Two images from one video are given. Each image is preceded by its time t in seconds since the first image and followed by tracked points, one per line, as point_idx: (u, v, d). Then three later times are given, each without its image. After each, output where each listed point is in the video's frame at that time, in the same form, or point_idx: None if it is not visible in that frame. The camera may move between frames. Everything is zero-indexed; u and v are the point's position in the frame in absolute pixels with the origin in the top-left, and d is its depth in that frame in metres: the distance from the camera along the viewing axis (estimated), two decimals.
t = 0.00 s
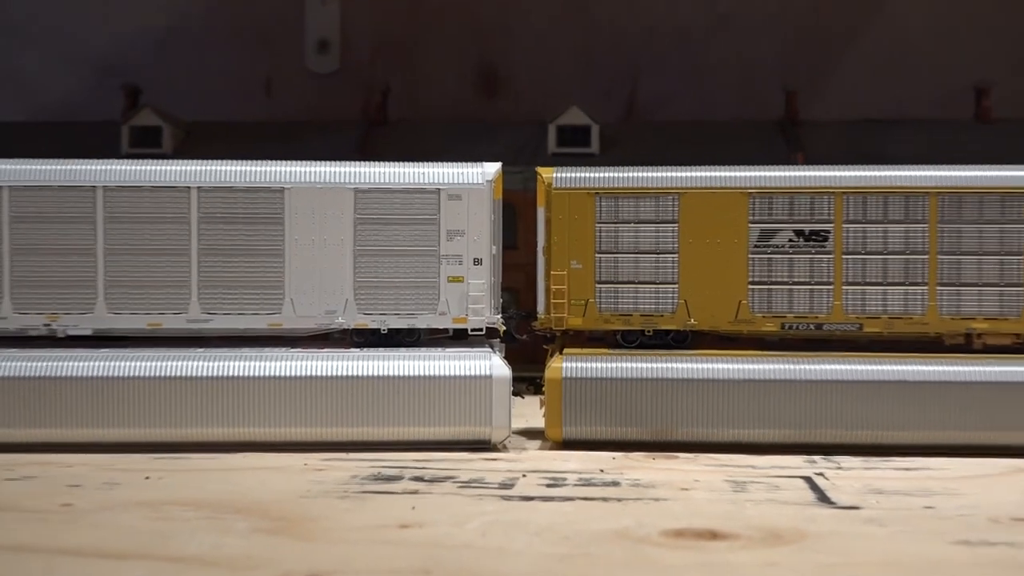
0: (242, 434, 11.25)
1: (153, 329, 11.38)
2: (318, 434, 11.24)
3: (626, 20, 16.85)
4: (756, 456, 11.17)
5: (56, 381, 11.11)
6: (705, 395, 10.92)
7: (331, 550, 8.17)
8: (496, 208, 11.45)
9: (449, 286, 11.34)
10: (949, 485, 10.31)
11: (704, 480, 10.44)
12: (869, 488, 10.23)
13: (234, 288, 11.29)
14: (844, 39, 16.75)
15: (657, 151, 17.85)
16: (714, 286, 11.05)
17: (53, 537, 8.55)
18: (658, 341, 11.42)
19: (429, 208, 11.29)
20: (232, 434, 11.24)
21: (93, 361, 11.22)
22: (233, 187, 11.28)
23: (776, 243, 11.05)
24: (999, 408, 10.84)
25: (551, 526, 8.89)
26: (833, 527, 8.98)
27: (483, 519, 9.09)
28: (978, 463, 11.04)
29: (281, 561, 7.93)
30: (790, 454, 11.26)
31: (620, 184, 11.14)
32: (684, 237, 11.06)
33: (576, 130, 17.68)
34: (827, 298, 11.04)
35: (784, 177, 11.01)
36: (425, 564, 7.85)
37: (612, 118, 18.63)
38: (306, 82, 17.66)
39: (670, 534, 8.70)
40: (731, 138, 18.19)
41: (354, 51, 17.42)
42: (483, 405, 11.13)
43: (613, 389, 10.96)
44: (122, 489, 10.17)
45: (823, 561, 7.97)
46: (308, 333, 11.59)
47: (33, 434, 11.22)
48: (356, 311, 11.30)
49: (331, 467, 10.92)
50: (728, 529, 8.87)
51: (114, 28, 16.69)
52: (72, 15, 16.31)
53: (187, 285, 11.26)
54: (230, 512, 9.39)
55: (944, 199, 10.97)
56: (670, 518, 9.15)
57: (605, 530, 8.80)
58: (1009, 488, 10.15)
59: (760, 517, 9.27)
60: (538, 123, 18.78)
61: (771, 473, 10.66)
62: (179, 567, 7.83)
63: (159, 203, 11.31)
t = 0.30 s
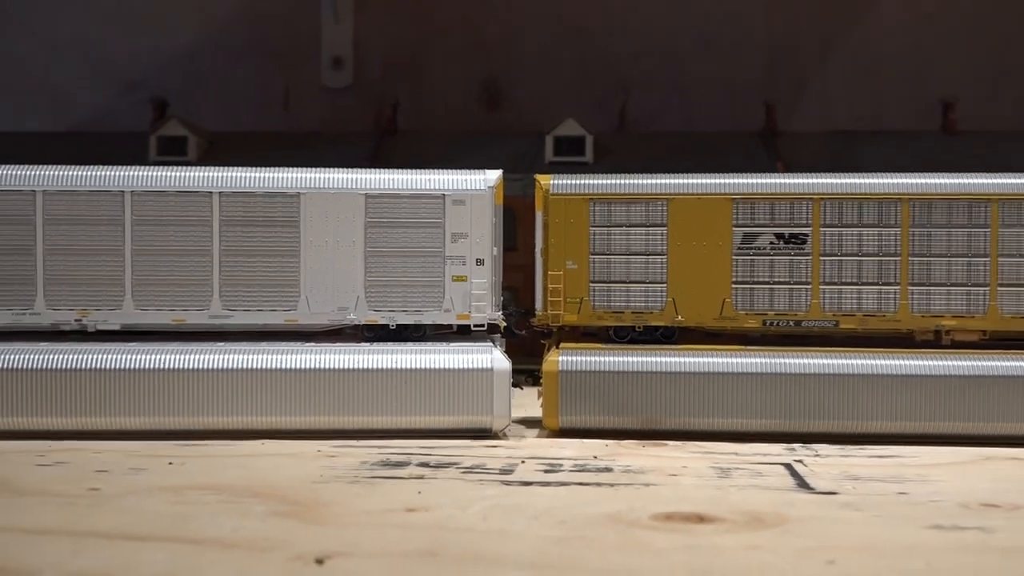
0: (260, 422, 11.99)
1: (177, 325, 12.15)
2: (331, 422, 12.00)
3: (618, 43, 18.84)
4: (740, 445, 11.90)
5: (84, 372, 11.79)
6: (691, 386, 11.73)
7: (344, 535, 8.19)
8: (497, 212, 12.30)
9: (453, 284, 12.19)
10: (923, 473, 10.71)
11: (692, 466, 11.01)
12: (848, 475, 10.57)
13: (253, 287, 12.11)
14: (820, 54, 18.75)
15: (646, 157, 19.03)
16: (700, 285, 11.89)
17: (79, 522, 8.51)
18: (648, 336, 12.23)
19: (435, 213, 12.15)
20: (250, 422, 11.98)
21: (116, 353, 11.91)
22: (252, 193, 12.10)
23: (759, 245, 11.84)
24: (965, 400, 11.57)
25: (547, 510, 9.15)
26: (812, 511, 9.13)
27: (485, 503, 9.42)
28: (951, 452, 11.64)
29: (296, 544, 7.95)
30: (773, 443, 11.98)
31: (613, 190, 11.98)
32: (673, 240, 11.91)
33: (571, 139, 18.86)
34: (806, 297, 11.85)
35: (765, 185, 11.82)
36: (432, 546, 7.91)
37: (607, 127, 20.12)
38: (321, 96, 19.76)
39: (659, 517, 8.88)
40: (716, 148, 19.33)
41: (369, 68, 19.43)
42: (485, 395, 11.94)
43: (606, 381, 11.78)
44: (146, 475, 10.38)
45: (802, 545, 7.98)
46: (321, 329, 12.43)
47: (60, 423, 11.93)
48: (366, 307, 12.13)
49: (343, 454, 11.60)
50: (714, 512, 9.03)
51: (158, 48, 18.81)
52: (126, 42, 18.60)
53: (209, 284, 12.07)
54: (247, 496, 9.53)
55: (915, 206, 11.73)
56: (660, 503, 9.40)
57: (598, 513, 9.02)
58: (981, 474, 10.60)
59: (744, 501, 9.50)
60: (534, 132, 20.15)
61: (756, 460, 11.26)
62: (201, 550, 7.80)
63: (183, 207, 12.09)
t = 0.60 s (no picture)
0: (260, 422, 11.99)
1: (177, 325, 12.16)
2: (331, 422, 12.00)
3: (618, 43, 18.85)
4: (740, 445, 11.89)
5: (85, 373, 11.79)
6: (691, 387, 11.73)
7: (344, 535, 8.19)
8: (497, 212, 12.30)
9: (453, 285, 12.21)
10: (923, 473, 10.69)
11: (692, 466, 11.00)
12: (847, 475, 10.56)
13: (253, 286, 12.12)
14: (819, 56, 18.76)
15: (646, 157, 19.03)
16: (701, 285, 11.90)
17: (78, 523, 8.50)
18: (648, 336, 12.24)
19: (435, 213, 12.16)
20: (251, 422, 11.98)
21: (116, 353, 11.91)
22: (253, 193, 12.10)
23: (759, 245, 11.85)
24: (965, 400, 11.58)
25: (548, 510, 9.16)
26: (814, 510, 9.16)
27: (485, 503, 9.42)
28: (951, 452, 11.62)
29: (296, 544, 7.96)
30: (773, 443, 11.97)
31: (613, 191, 11.99)
32: (673, 240, 11.92)
33: (571, 140, 18.86)
34: (806, 296, 11.85)
35: (765, 184, 11.82)
36: (432, 546, 7.92)
37: (606, 127, 20.10)
38: (321, 95, 19.75)
39: (660, 517, 8.88)
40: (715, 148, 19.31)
41: (369, 68, 19.43)
42: (485, 395, 11.94)
43: (607, 381, 11.78)
44: (146, 475, 10.40)
45: (802, 545, 7.97)
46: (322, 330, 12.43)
47: (61, 423, 11.93)
48: (367, 307, 12.14)
49: (343, 454, 11.59)
50: (714, 512, 9.02)
51: (159, 48, 18.83)
52: (127, 42, 18.64)
53: (210, 284, 12.07)
54: (248, 496, 9.53)
55: (915, 206, 11.74)
56: (660, 503, 9.39)
57: (598, 513, 9.03)
58: (980, 473, 10.61)
59: (744, 501, 9.48)
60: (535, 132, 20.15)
61: (756, 460, 11.25)
62: (201, 550, 7.80)
63: (183, 207, 12.09)
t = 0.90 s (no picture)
0: (261, 422, 11.99)
1: (177, 325, 12.16)
2: (332, 422, 12.00)
3: (618, 43, 18.85)
4: (740, 445, 11.89)
5: (85, 373, 11.79)
6: (691, 387, 11.73)
7: (344, 535, 8.19)
8: (497, 212, 12.31)
9: (453, 285, 12.21)
10: (923, 473, 10.69)
11: (693, 466, 10.99)
12: (847, 475, 10.56)
13: (254, 287, 12.12)
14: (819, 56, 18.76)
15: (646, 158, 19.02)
16: (701, 285, 11.90)
17: (78, 523, 8.50)
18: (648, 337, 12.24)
19: (435, 213, 12.17)
20: (251, 423, 11.98)
21: (116, 353, 11.91)
22: (252, 193, 12.11)
23: (759, 245, 11.86)
24: (965, 400, 11.58)
25: (548, 510, 9.16)
26: (812, 511, 9.12)
27: (485, 503, 9.42)
28: (951, 452, 11.62)
29: (296, 544, 7.96)
30: (773, 443, 11.97)
31: (613, 191, 12.00)
32: (673, 240, 11.93)
33: (571, 139, 18.87)
34: (806, 296, 11.85)
35: (766, 185, 11.81)
36: (432, 546, 7.93)
37: (607, 127, 20.09)
38: (322, 95, 19.75)
39: (660, 517, 8.87)
40: (715, 148, 19.31)
41: (369, 68, 19.43)
42: (485, 396, 11.94)
43: (607, 381, 11.78)
44: (147, 475, 10.41)
45: (802, 545, 7.97)
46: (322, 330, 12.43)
47: (61, 423, 11.93)
48: (367, 307, 12.14)
49: (343, 454, 11.59)
50: (714, 512, 9.01)
51: (159, 48, 18.84)
52: (126, 42, 18.65)
53: (210, 284, 12.07)
54: (248, 496, 9.53)
55: (915, 206, 11.74)
56: (660, 503, 9.39)
57: (598, 513, 9.03)
58: (980, 473, 10.61)
59: (744, 501, 9.49)
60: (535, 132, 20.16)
61: (756, 460, 11.25)
62: (201, 550, 7.80)
63: (183, 207, 12.09)
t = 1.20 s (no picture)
0: (261, 422, 11.99)
1: (178, 325, 12.16)
2: (331, 422, 12.00)
3: (618, 43, 18.90)
4: (740, 445, 11.88)
5: (85, 373, 11.79)
6: (691, 387, 11.73)
7: (344, 535, 8.19)
8: (497, 212, 12.31)
9: (453, 285, 12.21)
10: (923, 473, 10.68)
11: (692, 466, 10.99)
12: (847, 475, 10.55)
13: (254, 286, 12.12)
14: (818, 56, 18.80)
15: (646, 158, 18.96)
16: (701, 285, 11.91)
17: (78, 522, 8.51)
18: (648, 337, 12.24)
19: (435, 213, 12.17)
20: (251, 423, 11.98)
21: (116, 353, 11.91)
22: (252, 193, 12.10)
23: (759, 245, 11.86)
24: (965, 400, 11.57)
25: (548, 510, 9.16)
26: (812, 511, 9.10)
27: (485, 503, 9.41)
28: (951, 452, 11.61)
29: (296, 544, 7.95)
30: (773, 443, 11.96)
31: (613, 190, 11.99)
32: (673, 240, 11.93)
33: (571, 140, 18.83)
34: (806, 296, 11.85)
35: (766, 184, 11.81)
36: (431, 546, 7.92)
37: (606, 127, 19.97)
38: (322, 95, 19.76)
39: (660, 517, 8.87)
40: (715, 148, 19.18)
41: (369, 68, 19.44)
42: (485, 395, 11.94)
43: (607, 380, 11.78)
44: (146, 475, 10.41)
45: (802, 545, 7.97)
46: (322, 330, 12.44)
47: (61, 423, 11.93)
48: (367, 307, 12.14)
49: (343, 454, 11.58)
50: (714, 512, 9.01)
51: (159, 48, 18.93)
52: (126, 42, 18.74)
53: (210, 284, 12.07)
54: (248, 496, 9.53)
55: (915, 206, 11.73)
56: (660, 503, 9.39)
57: (598, 513, 9.02)
58: (980, 473, 10.60)
59: (744, 501, 9.48)
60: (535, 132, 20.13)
61: (756, 460, 11.24)
62: (201, 549, 7.80)
63: (183, 207, 12.09)
